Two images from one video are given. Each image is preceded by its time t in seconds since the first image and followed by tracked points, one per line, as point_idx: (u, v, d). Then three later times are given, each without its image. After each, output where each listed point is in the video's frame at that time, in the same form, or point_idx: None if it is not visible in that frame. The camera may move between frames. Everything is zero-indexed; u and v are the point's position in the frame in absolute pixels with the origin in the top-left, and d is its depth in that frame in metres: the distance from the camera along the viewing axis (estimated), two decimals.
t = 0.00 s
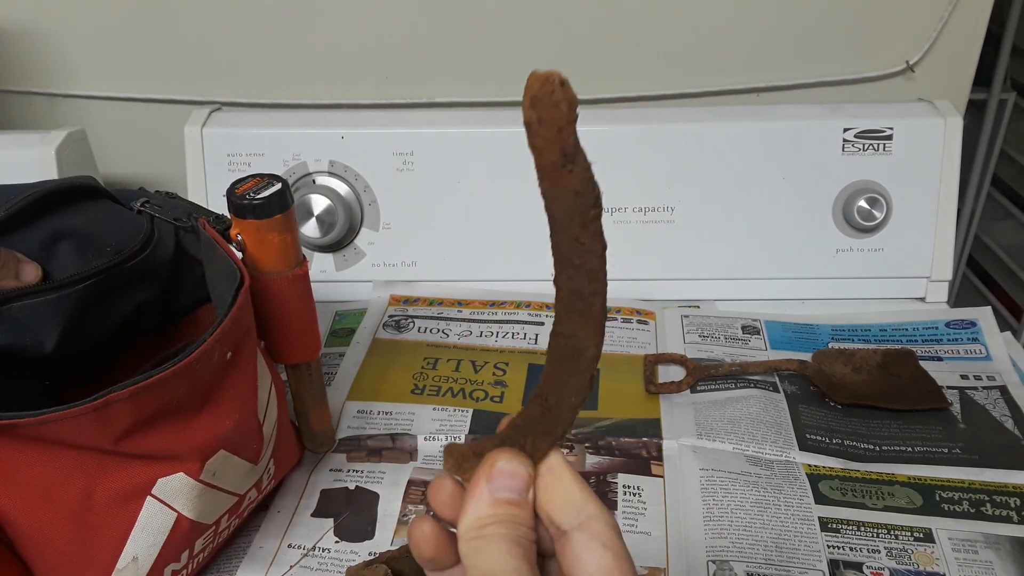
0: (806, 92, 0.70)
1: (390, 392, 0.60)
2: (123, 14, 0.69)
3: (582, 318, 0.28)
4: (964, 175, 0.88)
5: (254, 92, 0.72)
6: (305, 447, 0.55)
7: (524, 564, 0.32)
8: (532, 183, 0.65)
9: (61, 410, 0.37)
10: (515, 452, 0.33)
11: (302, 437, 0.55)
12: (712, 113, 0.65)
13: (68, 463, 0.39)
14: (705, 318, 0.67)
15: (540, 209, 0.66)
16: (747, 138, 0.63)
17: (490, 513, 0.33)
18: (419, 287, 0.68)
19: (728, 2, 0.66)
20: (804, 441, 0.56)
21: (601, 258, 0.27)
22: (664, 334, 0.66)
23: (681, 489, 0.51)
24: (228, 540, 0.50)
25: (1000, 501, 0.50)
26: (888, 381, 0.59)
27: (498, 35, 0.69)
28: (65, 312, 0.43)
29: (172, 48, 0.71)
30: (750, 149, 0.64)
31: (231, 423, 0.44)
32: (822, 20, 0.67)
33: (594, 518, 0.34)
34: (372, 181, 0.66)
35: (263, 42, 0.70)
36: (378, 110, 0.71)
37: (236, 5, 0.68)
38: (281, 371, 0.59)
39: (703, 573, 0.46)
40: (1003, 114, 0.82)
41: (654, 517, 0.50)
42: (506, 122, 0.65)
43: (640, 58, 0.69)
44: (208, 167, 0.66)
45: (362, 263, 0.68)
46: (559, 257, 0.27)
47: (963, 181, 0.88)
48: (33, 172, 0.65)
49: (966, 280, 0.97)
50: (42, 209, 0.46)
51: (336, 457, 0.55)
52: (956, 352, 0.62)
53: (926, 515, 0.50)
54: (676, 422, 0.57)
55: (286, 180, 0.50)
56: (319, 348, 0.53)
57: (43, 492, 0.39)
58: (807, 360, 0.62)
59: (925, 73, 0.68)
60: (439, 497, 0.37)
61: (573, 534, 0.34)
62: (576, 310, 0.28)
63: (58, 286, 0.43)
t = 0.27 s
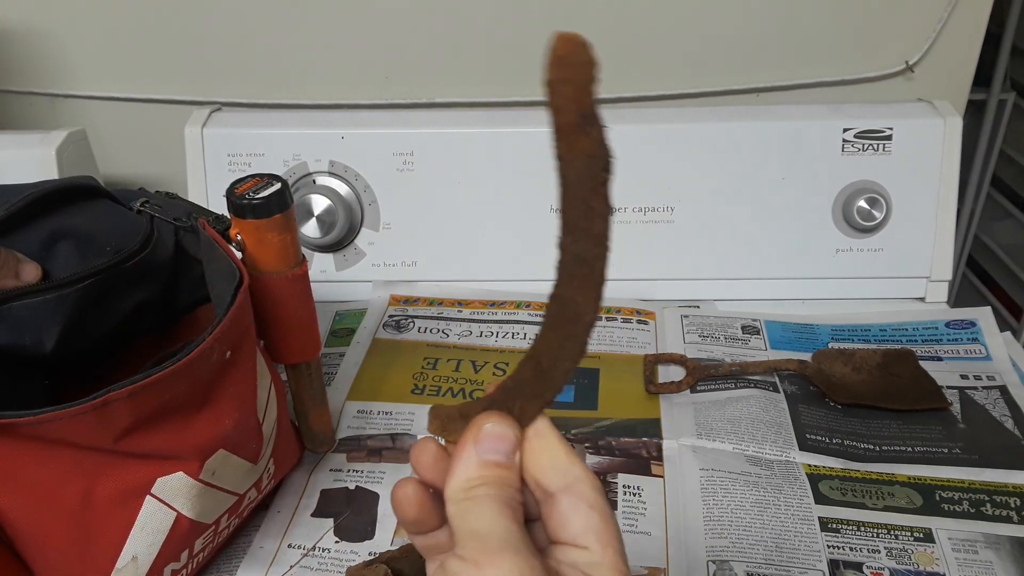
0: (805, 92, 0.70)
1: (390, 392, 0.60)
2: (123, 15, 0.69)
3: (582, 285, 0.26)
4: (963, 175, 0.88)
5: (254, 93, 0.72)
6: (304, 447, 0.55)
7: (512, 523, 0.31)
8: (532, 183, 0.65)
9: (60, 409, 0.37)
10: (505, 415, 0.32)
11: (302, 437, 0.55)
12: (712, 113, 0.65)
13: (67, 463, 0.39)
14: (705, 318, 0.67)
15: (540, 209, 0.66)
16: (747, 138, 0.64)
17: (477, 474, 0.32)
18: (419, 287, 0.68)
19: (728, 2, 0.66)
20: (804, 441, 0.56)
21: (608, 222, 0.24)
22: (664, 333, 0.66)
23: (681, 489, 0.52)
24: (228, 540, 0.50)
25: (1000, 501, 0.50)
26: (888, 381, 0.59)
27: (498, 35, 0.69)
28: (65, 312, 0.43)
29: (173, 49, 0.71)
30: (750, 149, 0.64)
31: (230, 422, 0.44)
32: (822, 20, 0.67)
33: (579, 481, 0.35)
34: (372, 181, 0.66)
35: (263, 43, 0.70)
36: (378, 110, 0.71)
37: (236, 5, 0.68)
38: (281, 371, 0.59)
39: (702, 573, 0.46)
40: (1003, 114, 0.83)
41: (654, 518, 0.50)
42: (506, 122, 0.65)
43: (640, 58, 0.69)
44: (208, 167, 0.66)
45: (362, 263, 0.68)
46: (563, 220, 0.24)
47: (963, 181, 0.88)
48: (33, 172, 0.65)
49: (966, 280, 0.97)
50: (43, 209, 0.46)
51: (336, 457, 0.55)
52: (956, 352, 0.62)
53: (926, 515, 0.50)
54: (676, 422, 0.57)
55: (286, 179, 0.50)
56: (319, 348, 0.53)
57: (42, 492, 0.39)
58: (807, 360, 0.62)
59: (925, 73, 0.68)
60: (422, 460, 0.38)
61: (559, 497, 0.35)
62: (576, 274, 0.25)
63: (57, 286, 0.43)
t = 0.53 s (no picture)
0: (805, 92, 0.70)
1: (390, 392, 0.60)
2: (123, 15, 0.69)
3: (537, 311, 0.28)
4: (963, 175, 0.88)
5: (255, 93, 0.72)
6: (305, 447, 0.55)
7: None
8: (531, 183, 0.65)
9: (62, 409, 0.37)
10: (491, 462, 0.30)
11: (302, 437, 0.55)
12: (711, 113, 0.65)
13: (69, 463, 0.39)
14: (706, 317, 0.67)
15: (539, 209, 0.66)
16: (747, 138, 0.64)
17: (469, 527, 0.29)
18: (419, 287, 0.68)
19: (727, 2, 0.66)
20: (803, 441, 0.56)
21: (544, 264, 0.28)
22: (665, 332, 0.65)
23: (680, 489, 0.52)
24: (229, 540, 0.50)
25: (999, 500, 0.50)
26: (887, 380, 0.60)
27: (498, 35, 0.69)
28: (66, 313, 0.44)
29: (173, 49, 0.71)
30: (750, 150, 0.64)
31: (232, 423, 0.44)
32: (821, 20, 0.67)
33: (567, 517, 0.32)
34: (372, 181, 0.66)
35: (263, 43, 0.70)
36: (378, 110, 0.71)
37: (236, 6, 0.68)
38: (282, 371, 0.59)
39: (701, 572, 0.46)
40: (1002, 114, 0.83)
41: (654, 517, 0.50)
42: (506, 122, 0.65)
43: (640, 58, 0.69)
44: (208, 167, 0.66)
45: (363, 263, 0.68)
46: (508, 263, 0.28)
47: (962, 181, 0.88)
48: (34, 172, 0.65)
49: (966, 280, 0.97)
50: (44, 210, 0.47)
51: (336, 457, 0.55)
52: (955, 352, 0.62)
53: (925, 515, 0.50)
54: (676, 421, 0.57)
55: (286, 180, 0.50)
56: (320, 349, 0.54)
57: (44, 492, 0.39)
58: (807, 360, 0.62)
59: (925, 73, 0.68)
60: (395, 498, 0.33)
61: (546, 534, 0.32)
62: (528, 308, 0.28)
63: (59, 286, 0.43)
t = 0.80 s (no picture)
0: (805, 92, 0.70)
1: (390, 391, 0.60)
2: (124, 15, 0.69)
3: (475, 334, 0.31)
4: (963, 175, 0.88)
5: (255, 93, 0.72)
6: (305, 447, 0.55)
7: None
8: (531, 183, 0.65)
9: (69, 415, 0.37)
10: None
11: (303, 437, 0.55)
12: (711, 113, 0.65)
13: (75, 470, 0.39)
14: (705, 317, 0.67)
15: (539, 209, 0.66)
16: (746, 138, 0.64)
17: None
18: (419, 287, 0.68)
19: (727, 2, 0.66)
20: (804, 440, 0.56)
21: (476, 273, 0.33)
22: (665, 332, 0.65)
23: (682, 490, 0.52)
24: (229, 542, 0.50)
25: (999, 500, 0.50)
26: (886, 380, 0.60)
27: (498, 35, 0.69)
28: (70, 319, 0.44)
29: (173, 49, 0.71)
30: (750, 150, 0.64)
31: (237, 429, 0.44)
32: (821, 20, 0.67)
33: None
34: (372, 181, 0.66)
35: (263, 43, 0.70)
36: (378, 110, 0.71)
37: (236, 6, 0.68)
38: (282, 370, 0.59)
39: (702, 573, 0.46)
40: (1002, 114, 0.83)
41: (654, 517, 0.50)
42: (505, 122, 0.65)
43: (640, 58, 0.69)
44: (208, 167, 0.66)
45: (363, 263, 0.68)
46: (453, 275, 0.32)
47: (962, 181, 0.88)
48: (34, 172, 0.65)
49: (965, 280, 0.97)
50: (49, 214, 0.46)
51: (336, 457, 0.55)
52: (955, 352, 0.62)
53: (925, 515, 0.50)
54: (676, 421, 0.57)
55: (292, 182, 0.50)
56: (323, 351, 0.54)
57: (48, 500, 0.39)
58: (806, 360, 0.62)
59: (925, 73, 0.68)
60: None
61: None
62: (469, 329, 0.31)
63: (63, 293, 0.43)
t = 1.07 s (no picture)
0: (805, 92, 0.70)
1: (390, 391, 0.60)
2: (124, 15, 0.69)
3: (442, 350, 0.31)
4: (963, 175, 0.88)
5: (255, 93, 0.72)
6: (305, 447, 0.55)
7: None
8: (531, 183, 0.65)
9: (73, 415, 0.37)
10: None
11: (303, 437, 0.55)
12: (711, 113, 0.65)
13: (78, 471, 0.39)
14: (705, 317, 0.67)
15: (539, 209, 0.66)
16: (746, 138, 0.64)
17: None
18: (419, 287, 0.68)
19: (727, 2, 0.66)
20: (803, 440, 0.56)
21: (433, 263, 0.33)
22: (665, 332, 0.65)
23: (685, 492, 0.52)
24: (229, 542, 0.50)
25: (999, 500, 0.50)
26: (886, 380, 0.60)
27: (498, 35, 0.69)
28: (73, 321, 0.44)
29: (174, 49, 0.71)
30: (749, 150, 0.64)
31: (239, 430, 0.44)
32: (821, 20, 0.67)
33: None
34: (373, 181, 0.66)
35: (264, 43, 0.70)
36: (378, 109, 0.71)
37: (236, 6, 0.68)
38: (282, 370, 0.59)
39: (702, 573, 0.46)
40: (1002, 114, 0.83)
41: (654, 517, 0.50)
42: (505, 122, 0.65)
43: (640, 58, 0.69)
44: (208, 167, 0.66)
45: (363, 263, 0.68)
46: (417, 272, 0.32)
47: (962, 181, 0.88)
48: (34, 172, 0.65)
49: (965, 280, 0.97)
50: (53, 215, 0.46)
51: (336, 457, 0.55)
52: (955, 352, 0.62)
53: (925, 515, 0.50)
54: (676, 421, 0.57)
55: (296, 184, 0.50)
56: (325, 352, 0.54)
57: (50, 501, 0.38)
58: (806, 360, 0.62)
59: (925, 73, 0.68)
60: None
61: None
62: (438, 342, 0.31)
63: (66, 295, 0.43)
